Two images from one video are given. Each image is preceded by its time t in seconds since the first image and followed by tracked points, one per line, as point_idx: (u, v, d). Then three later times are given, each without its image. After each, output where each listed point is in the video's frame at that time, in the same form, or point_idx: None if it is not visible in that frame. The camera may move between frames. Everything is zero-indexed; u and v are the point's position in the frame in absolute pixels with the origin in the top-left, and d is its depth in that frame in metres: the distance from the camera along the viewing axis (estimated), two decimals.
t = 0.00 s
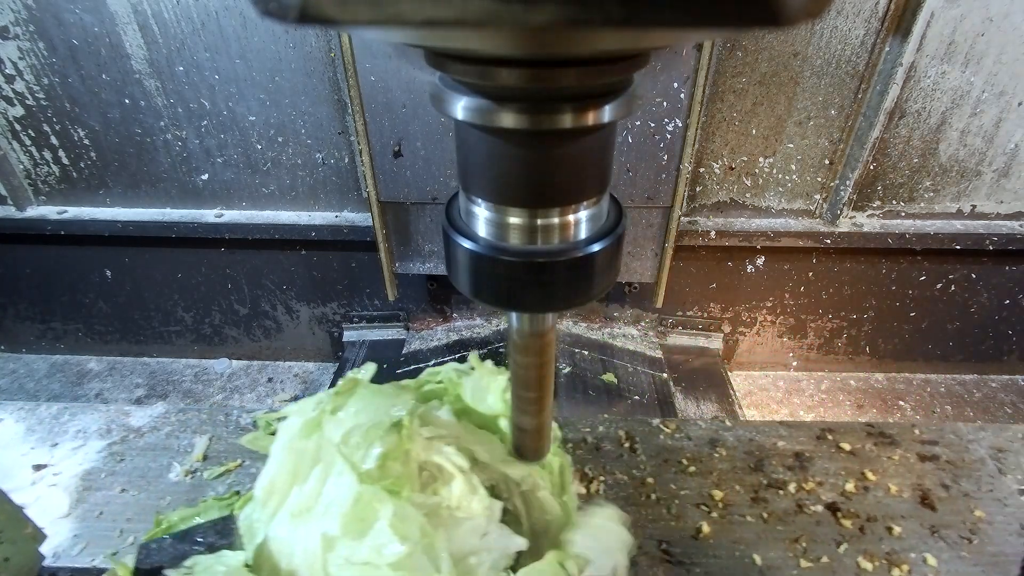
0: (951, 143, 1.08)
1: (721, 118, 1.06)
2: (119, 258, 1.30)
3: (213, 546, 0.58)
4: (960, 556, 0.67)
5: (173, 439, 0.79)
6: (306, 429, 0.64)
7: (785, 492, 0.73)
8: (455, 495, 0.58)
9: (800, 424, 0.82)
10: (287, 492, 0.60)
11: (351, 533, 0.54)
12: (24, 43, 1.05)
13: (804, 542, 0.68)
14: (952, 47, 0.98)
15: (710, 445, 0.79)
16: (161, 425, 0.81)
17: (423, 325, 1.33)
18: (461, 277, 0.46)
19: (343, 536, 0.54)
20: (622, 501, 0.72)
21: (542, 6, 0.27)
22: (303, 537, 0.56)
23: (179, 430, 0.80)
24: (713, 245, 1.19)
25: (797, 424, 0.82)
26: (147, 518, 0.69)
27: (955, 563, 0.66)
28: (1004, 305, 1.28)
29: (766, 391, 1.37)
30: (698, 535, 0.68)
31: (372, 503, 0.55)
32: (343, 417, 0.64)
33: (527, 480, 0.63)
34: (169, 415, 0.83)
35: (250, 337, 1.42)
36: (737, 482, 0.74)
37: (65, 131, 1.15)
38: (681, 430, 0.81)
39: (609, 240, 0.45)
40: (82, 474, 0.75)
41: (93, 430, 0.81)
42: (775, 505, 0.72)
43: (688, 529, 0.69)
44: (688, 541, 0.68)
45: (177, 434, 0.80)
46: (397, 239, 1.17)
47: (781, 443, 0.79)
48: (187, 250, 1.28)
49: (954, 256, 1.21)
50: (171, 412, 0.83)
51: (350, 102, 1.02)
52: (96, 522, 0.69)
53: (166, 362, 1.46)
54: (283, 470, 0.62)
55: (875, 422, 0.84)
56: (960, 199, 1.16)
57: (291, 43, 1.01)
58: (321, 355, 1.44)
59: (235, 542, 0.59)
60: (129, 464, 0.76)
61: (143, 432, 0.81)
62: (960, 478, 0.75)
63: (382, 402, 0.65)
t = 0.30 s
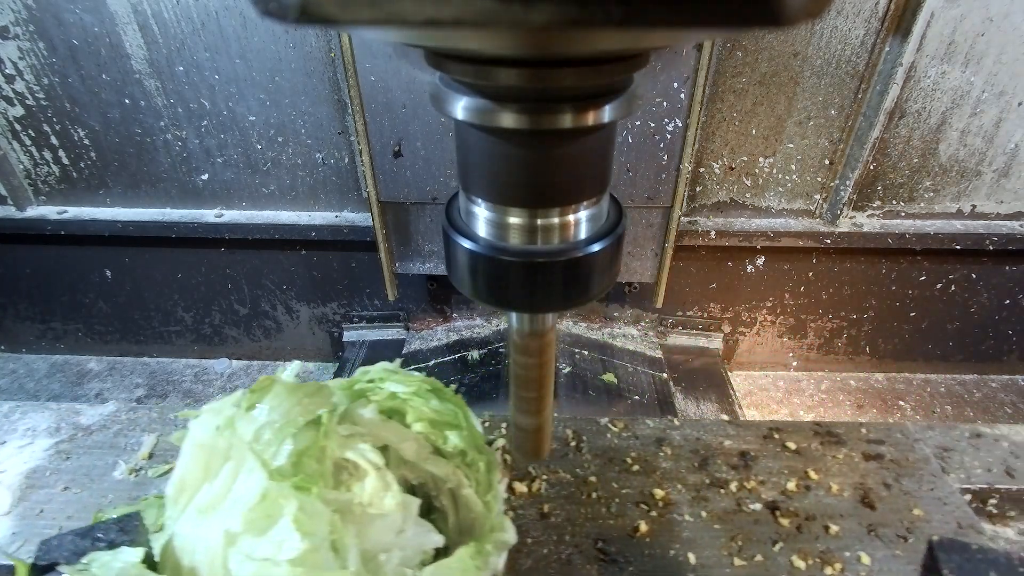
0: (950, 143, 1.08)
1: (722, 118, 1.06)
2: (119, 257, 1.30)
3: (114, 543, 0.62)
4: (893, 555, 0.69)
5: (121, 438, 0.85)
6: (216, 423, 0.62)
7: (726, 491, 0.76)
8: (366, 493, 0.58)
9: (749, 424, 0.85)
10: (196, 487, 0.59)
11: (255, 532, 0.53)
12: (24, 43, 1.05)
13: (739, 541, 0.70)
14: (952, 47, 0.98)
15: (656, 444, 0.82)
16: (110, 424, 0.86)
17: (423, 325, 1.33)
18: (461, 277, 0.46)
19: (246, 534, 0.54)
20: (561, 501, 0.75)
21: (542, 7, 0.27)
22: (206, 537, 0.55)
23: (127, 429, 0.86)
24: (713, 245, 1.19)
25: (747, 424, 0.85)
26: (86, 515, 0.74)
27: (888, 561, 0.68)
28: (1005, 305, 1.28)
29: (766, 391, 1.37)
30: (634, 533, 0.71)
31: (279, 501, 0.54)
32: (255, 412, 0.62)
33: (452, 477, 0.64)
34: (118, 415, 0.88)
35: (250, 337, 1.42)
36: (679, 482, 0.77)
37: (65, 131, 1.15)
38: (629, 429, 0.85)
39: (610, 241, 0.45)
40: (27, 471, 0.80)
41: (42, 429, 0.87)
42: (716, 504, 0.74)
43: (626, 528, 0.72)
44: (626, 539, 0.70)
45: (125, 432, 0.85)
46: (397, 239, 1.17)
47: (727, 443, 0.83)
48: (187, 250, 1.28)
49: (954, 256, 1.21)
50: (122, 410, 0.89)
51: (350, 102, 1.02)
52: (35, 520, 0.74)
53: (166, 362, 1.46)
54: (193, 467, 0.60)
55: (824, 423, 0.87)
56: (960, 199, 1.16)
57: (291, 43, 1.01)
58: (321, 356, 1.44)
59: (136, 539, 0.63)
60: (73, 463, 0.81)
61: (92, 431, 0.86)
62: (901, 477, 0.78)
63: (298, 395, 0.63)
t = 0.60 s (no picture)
0: (950, 143, 1.08)
1: (722, 118, 1.06)
2: (119, 257, 1.30)
3: (84, 540, 0.64)
4: (871, 554, 0.75)
5: (105, 438, 0.98)
6: (192, 425, 0.66)
7: (708, 491, 0.82)
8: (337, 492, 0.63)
9: (734, 425, 0.92)
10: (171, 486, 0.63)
11: (226, 529, 0.58)
12: (24, 43, 1.05)
13: (719, 541, 0.75)
14: (952, 47, 0.98)
15: (639, 444, 0.88)
16: (95, 424, 1.01)
17: (423, 325, 1.33)
18: (461, 277, 0.46)
19: (217, 531, 0.58)
20: (541, 500, 0.80)
21: (543, 6, 0.27)
22: (178, 534, 0.59)
23: (114, 428, 1.00)
24: (713, 246, 1.19)
25: (732, 424, 0.92)
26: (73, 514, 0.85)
27: (865, 559, 0.74)
28: (1005, 305, 1.28)
29: (766, 391, 1.37)
30: (615, 533, 0.76)
31: (251, 501, 0.59)
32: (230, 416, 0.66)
33: (428, 477, 0.69)
34: (104, 415, 1.03)
35: (250, 337, 1.42)
36: (661, 482, 0.83)
37: (65, 131, 1.15)
38: (613, 428, 0.91)
39: (610, 241, 0.44)
40: (11, 471, 0.92)
41: (24, 426, 1.05)
42: (697, 503, 0.80)
43: (606, 528, 0.77)
44: (607, 539, 0.75)
45: (110, 432, 0.99)
46: (397, 239, 1.17)
47: (711, 442, 0.89)
48: (187, 250, 1.28)
49: (954, 256, 1.21)
50: (104, 408, 1.04)
51: (350, 102, 1.02)
52: (15, 518, 0.86)
53: (166, 362, 1.46)
54: (166, 467, 0.64)
55: (808, 423, 0.94)
56: (960, 199, 1.15)
57: (290, 43, 1.01)
58: (321, 356, 1.44)
59: (106, 538, 0.65)
60: (57, 462, 0.94)
61: (78, 430, 1.00)
62: (883, 476, 0.85)
63: (273, 394, 0.68)
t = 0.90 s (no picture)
0: (950, 143, 1.08)
1: (721, 118, 1.06)
2: (119, 257, 1.30)
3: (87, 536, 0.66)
4: (870, 551, 0.75)
5: (107, 436, 0.99)
6: (193, 422, 0.66)
7: (707, 489, 0.82)
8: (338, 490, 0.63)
9: (733, 423, 0.92)
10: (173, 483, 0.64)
11: (227, 526, 0.58)
12: (24, 42, 1.05)
13: (718, 538, 0.76)
14: (952, 47, 0.98)
15: (638, 442, 0.89)
16: (97, 422, 1.02)
17: (423, 325, 1.33)
18: (460, 277, 0.46)
19: (217, 528, 0.58)
20: (540, 498, 0.80)
21: (543, 6, 0.27)
22: (179, 530, 0.60)
23: (115, 426, 1.01)
24: (713, 246, 1.19)
25: (731, 422, 0.92)
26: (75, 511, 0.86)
27: (864, 556, 0.74)
28: (1004, 305, 1.28)
29: (766, 391, 1.37)
30: (615, 530, 0.76)
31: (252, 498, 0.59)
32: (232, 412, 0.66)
33: (428, 474, 0.69)
34: (105, 413, 1.04)
35: (250, 337, 1.42)
36: (660, 480, 0.83)
37: (65, 131, 1.15)
38: (613, 427, 0.91)
39: (610, 241, 0.44)
40: (12, 470, 0.93)
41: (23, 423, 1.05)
42: (696, 501, 0.80)
43: (606, 525, 0.77)
44: (607, 537, 0.75)
45: (111, 430, 1.00)
46: (397, 239, 1.17)
47: (711, 440, 0.89)
48: (187, 250, 1.28)
49: (954, 256, 1.21)
50: (104, 408, 1.05)
51: (350, 102, 1.02)
52: (17, 516, 0.86)
53: (166, 362, 1.46)
54: (168, 463, 0.65)
55: (807, 421, 0.94)
56: (960, 199, 1.15)
57: (290, 42, 1.01)
58: (321, 356, 1.44)
59: (108, 533, 0.66)
60: (58, 460, 0.95)
61: (79, 429, 1.01)
62: (881, 474, 0.85)
63: (275, 391, 0.68)
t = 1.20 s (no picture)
0: (951, 141, 1.08)
1: (722, 116, 1.06)
2: (118, 257, 1.30)
3: (99, 514, 0.64)
4: (865, 537, 0.75)
5: (112, 424, 0.98)
6: (200, 404, 0.66)
7: (705, 476, 0.82)
8: (344, 470, 0.63)
9: (730, 412, 0.92)
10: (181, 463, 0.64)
11: (235, 505, 0.58)
12: (23, 40, 1.05)
13: (715, 524, 0.76)
14: (953, 45, 0.98)
15: (637, 432, 0.88)
16: (102, 412, 1.00)
17: (423, 324, 1.33)
18: (461, 276, 0.46)
19: (225, 507, 0.59)
20: (540, 485, 0.80)
21: (543, 7, 0.27)
22: (186, 510, 0.60)
23: (120, 416, 0.98)
24: (713, 244, 1.19)
25: (728, 412, 0.92)
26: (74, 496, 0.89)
27: (860, 543, 0.74)
28: (1005, 304, 1.28)
29: (766, 390, 1.37)
30: (614, 516, 0.76)
31: (259, 477, 0.59)
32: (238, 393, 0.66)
33: (431, 459, 0.70)
34: (111, 402, 1.02)
35: (250, 337, 1.41)
36: (659, 468, 0.83)
37: (65, 130, 1.15)
38: (612, 416, 0.90)
39: (610, 241, 0.44)
40: (22, 458, 0.96)
41: (34, 414, 1.08)
42: (694, 489, 0.80)
43: (605, 511, 0.77)
44: (606, 522, 0.75)
45: (117, 419, 0.98)
46: (397, 238, 1.17)
47: (709, 429, 0.89)
48: (187, 249, 1.28)
49: (954, 255, 1.21)
50: (112, 399, 1.03)
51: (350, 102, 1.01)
52: (25, 501, 0.90)
53: (166, 361, 1.46)
54: (176, 445, 0.65)
55: (805, 411, 0.94)
56: (961, 198, 1.15)
57: (290, 41, 1.00)
58: (321, 355, 1.44)
59: (119, 511, 0.64)
60: (65, 447, 0.97)
61: (84, 418, 1.01)
62: (878, 462, 0.85)
63: (280, 374, 0.67)
